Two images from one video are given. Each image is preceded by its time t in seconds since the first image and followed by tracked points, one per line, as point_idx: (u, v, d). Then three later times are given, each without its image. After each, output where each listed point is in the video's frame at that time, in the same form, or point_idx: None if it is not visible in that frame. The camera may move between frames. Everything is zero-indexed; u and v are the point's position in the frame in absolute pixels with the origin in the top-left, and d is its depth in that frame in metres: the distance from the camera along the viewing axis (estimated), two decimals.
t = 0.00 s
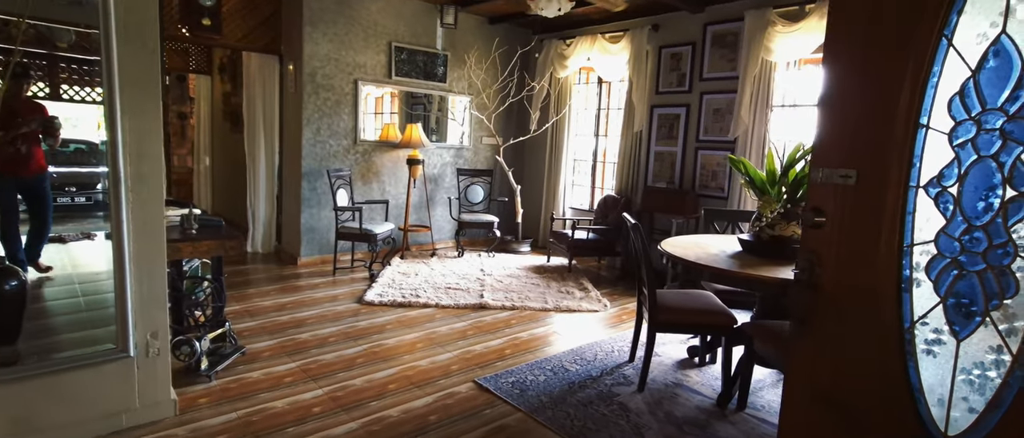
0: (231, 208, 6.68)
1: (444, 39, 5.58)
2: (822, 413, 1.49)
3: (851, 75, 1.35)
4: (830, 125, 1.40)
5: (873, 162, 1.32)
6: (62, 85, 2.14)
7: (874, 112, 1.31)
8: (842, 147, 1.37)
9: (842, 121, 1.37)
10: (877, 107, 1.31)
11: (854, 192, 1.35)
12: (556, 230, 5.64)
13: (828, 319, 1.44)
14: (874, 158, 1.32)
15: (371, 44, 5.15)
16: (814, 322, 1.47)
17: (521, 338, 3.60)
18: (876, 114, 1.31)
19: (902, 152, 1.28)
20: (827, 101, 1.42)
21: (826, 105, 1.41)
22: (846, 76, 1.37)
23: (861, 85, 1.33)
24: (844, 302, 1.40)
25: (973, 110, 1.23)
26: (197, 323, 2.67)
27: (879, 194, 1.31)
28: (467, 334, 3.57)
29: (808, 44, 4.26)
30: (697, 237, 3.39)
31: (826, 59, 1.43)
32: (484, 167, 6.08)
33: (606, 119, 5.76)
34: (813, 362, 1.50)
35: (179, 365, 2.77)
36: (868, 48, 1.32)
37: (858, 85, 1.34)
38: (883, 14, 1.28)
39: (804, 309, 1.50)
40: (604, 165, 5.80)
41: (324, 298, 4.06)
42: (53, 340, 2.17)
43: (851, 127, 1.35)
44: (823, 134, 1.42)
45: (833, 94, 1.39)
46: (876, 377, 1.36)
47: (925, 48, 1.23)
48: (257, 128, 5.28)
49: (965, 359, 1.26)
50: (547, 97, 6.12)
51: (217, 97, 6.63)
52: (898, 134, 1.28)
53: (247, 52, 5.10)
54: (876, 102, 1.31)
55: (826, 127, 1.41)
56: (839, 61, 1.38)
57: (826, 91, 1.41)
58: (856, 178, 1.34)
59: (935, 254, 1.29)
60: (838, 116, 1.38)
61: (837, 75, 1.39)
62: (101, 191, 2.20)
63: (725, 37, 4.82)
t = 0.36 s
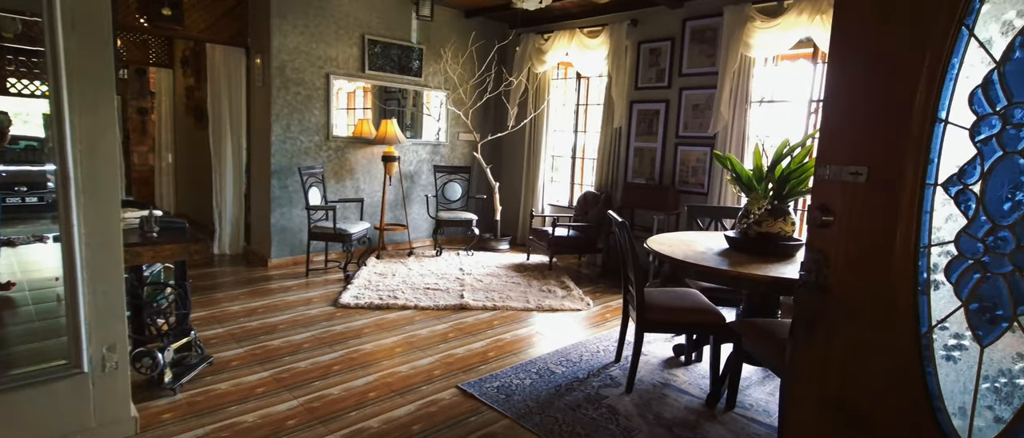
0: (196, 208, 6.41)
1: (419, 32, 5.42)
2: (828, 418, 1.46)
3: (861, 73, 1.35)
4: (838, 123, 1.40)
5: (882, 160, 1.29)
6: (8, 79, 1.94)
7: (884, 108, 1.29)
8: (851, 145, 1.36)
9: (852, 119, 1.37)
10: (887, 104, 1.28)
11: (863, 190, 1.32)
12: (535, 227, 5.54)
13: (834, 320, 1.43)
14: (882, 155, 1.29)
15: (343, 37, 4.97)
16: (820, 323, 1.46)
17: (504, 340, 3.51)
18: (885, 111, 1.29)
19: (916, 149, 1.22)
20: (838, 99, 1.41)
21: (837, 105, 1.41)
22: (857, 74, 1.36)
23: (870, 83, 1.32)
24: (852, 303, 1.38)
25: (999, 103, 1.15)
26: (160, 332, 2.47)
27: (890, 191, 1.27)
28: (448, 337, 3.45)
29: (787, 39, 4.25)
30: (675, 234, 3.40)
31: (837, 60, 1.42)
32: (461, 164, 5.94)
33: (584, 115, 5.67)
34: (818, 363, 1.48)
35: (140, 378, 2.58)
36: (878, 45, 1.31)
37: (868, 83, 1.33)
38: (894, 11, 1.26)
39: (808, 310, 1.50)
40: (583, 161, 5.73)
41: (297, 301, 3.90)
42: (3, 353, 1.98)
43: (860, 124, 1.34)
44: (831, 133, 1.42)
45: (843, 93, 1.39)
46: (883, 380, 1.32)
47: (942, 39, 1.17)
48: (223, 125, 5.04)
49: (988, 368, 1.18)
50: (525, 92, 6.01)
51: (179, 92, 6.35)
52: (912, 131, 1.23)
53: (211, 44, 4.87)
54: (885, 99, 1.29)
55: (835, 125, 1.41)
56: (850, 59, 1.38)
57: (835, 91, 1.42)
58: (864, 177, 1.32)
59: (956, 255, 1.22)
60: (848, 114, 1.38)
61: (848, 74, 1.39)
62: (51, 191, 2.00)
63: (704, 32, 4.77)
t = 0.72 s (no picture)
0: (166, 211, 6.17)
1: (398, 28, 5.27)
2: None
3: (875, 41, 1.01)
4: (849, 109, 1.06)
5: (905, 154, 0.95)
6: None
7: (911, 84, 0.94)
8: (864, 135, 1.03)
9: (867, 102, 1.02)
10: (913, 79, 0.94)
11: (883, 193, 0.98)
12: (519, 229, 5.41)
13: (849, 327, 1.06)
14: (906, 148, 0.95)
15: (319, 33, 4.80)
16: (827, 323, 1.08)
17: (491, 346, 3.40)
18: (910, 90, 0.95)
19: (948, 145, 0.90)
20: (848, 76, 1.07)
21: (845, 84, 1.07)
22: (867, 43, 1.03)
23: (894, 53, 0.97)
24: (874, 312, 1.02)
25: None
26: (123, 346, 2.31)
27: (914, 194, 0.94)
28: (432, 344, 3.34)
29: (772, 37, 4.20)
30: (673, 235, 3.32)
31: (845, 27, 1.09)
32: (443, 165, 5.80)
33: (568, 114, 5.57)
34: (827, 374, 1.12)
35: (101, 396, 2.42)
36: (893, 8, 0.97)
37: (889, 52, 0.98)
38: None
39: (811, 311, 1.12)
40: (568, 161, 5.62)
41: (272, 310, 3.75)
42: None
43: (881, 109, 0.99)
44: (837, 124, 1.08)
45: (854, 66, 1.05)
46: None
47: None
48: (193, 125, 4.83)
49: None
50: (508, 91, 5.88)
51: (147, 91, 6.10)
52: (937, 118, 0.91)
53: (178, 40, 4.66)
54: (911, 74, 0.94)
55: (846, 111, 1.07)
56: (859, 25, 1.05)
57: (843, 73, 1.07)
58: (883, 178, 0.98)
59: (989, 263, 0.91)
60: (859, 95, 1.04)
61: (857, 43, 1.05)
62: None
63: (689, 30, 4.69)
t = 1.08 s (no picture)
0: (130, 218, 5.90)
1: (375, 28, 5.12)
2: None
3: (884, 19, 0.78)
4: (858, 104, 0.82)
5: (933, 156, 0.73)
6: None
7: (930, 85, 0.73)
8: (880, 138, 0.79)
9: (879, 95, 0.79)
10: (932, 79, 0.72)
11: (898, 202, 0.76)
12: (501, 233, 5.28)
13: (856, 354, 0.83)
14: (929, 155, 0.73)
15: (292, 33, 4.62)
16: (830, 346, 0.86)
17: (474, 358, 3.31)
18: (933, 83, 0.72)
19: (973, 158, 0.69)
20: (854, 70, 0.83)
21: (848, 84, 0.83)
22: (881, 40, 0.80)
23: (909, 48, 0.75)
24: (890, 329, 0.79)
25: None
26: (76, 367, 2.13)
27: (944, 199, 0.72)
28: (412, 356, 3.29)
29: (754, 39, 4.17)
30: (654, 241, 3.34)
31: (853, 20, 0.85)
32: (422, 169, 5.66)
33: (549, 116, 5.45)
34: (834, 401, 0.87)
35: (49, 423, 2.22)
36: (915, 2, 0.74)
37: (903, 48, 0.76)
38: None
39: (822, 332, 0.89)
40: (549, 164, 5.51)
41: (241, 322, 3.69)
42: None
43: (902, 106, 0.76)
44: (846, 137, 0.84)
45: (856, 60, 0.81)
46: None
47: None
48: (156, 129, 4.61)
49: None
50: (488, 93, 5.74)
51: (109, 92, 5.85)
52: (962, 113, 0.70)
53: (141, 39, 4.45)
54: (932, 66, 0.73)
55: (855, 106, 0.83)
56: (864, 13, 0.83)
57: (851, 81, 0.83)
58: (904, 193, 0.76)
59: None
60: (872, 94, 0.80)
61: (869, 40, 0.81)
62: None
63: (671, 31, 4.59)
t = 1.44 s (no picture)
0: (91, 226, 5.63)
1: (350, 30, 4.98)
2: None
3: (897, 60, 1.18)
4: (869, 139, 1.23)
5: (940, 165, 1.11)
6: None
7: (947, 92, 1.10)
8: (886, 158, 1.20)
9: (892, 104, 1.19)
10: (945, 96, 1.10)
11: (917, 199, 1.14)
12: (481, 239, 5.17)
13: (872, 346, 1.25)
14: (944, 166, 1.11)
15: (264, 34, 4.46)
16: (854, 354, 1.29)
17: (458, 370, 3.21)
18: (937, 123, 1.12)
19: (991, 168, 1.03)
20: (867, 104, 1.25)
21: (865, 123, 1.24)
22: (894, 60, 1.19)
23: (925, 68, 1.13)
24: (906, 333, 1.19)
25: None
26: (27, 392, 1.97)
27: (960, 198, 1.08)
28: (394, 369, 3.17)
29: (735, 43, 4.14)
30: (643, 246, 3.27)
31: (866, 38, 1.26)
32: (401, 174, 5.52)
33: (530, 120, 5.37)
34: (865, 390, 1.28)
35: None
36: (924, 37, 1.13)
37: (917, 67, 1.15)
38: None
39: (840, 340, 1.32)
40: (530, 168, 5.43)
41: (212, 338, 3.48)
42: None
43: (922, 116, 1.14)
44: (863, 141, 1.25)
45: (874, 94, 1.23)
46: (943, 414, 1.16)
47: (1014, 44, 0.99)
48: (119, 134, 4.39)
49: None
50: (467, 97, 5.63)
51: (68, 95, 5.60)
52: (978, 139, 1.04)
53: (102, 39, 4.23)
54: (953, 87, 1.09)
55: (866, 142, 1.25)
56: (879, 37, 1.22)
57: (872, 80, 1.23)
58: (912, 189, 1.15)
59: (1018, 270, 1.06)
60: (886, 120, 1.21)
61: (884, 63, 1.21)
62: None
63: (652, 35, 4.53)
